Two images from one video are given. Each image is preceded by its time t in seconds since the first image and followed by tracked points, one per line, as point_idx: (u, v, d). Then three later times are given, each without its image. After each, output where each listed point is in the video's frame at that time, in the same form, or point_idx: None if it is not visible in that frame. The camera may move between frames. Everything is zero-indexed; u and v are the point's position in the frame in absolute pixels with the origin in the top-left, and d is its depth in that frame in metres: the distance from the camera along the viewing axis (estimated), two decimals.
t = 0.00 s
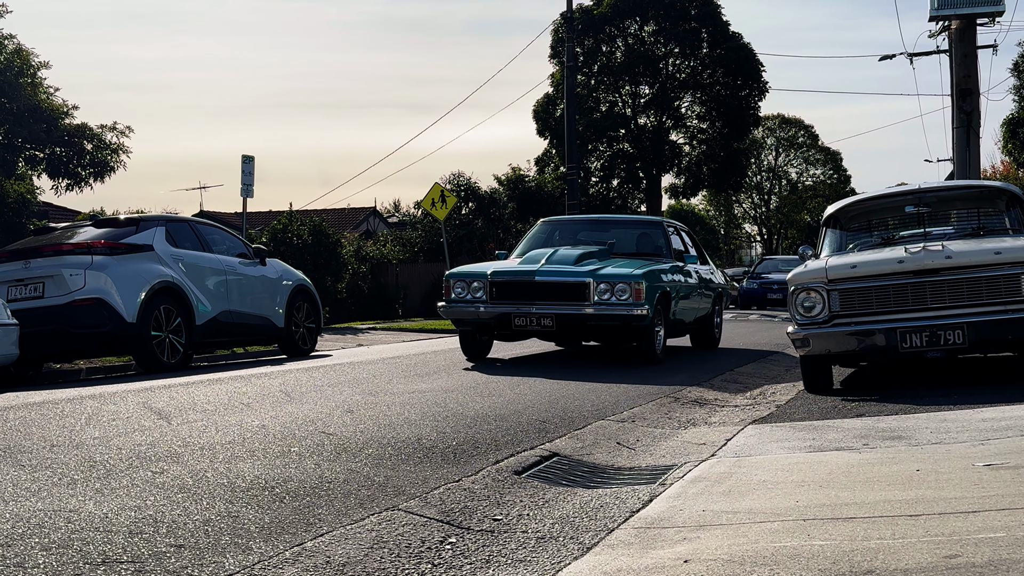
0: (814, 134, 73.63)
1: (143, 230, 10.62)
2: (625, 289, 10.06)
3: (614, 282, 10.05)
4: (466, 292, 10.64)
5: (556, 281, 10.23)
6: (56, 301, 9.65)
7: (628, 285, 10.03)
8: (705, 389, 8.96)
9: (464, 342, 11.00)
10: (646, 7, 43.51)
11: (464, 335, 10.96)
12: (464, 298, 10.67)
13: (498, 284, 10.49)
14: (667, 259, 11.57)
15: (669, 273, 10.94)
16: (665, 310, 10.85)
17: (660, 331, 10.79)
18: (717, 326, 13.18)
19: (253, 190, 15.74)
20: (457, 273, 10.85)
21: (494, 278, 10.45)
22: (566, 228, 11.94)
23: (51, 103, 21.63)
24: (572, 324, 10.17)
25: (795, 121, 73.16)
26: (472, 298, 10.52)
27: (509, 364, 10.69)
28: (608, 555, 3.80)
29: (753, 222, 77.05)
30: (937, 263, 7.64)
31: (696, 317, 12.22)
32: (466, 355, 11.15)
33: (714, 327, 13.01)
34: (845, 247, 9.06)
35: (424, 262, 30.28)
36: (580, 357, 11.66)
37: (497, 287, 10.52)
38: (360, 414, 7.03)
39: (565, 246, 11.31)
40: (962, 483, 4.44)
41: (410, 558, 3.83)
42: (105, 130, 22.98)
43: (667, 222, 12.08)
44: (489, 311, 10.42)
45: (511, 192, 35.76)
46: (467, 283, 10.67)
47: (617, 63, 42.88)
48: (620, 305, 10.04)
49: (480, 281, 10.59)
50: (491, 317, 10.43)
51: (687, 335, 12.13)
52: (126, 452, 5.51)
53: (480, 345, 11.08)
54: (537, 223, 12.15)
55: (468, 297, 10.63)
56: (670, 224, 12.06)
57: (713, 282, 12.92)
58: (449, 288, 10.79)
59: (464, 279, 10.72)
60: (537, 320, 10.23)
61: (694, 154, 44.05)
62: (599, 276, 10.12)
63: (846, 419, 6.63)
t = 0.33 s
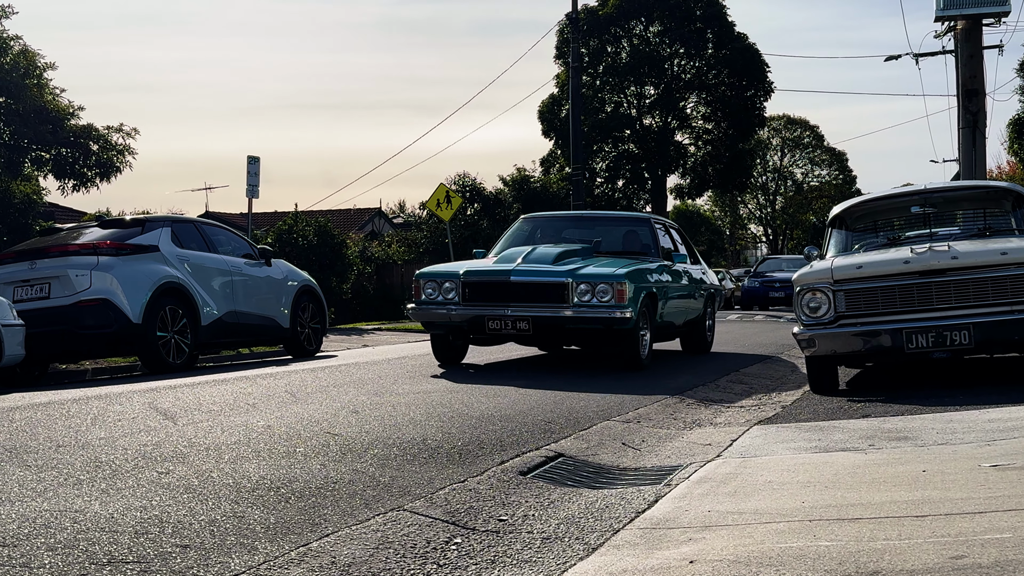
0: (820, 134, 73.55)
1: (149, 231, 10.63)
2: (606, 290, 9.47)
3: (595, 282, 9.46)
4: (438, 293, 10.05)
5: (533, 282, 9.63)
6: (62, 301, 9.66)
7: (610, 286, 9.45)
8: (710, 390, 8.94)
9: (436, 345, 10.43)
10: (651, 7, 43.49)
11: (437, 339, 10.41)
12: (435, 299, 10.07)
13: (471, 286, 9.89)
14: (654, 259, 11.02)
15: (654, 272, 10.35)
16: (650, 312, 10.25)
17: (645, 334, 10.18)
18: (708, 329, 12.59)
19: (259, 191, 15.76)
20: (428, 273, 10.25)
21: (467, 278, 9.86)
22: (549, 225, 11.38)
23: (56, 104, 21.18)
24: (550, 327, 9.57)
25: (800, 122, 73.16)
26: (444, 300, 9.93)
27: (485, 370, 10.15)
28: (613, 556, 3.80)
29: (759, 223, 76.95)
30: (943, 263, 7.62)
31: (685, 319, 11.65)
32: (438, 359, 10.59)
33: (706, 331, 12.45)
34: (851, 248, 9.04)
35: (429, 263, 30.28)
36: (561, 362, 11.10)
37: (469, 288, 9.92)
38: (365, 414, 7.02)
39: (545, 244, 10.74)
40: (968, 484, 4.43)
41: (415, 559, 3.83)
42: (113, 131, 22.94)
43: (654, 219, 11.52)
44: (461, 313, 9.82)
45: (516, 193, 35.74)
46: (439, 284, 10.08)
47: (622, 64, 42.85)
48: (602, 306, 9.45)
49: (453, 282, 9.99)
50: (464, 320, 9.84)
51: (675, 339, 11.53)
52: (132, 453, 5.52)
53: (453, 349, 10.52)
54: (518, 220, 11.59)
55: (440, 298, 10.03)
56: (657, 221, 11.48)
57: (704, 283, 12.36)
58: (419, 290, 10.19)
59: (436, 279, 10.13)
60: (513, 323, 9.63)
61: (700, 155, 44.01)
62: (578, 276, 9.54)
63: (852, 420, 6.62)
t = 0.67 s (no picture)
0: (825, 136, 73.56)
1: (155, 232, 10.65)
2: (584, 292, 8.72)
3: (571, 282, 8.71)
4: (403, 295, 9.28)
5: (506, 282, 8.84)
6: (67, 303, 9.68)
7: (587, 286, 8.70)
8: (716, 392, 8.92)
9: (403, 350, 9.71)
10: (656, 8, 43.54)
11: (403, 344, 9.71)
12: (400, 302, 9.30)
13: (438, 287, 9.11)
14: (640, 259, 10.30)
15: (637, 272, 9.60)
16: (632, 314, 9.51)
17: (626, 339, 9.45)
18: (698, 333, 12.04)
19: (264, 193, 15.78)
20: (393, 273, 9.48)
21: (434, 279, 9.09)
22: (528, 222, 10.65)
23: (63, 106, 21.13)
24: (523, 332, 8.81)
25: (806, 123, 73.16)
26: (409, 302, 9.16)
27: (456, 377, 9.51)
28: (618, 557, 3.79)
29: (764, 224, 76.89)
30: (949, 265, 7.62)
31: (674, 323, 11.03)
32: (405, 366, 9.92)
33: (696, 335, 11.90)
34: (856, 249, 9.00)
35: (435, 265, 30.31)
36: (539, 368, 10.46)
37: (437, 289, 9.14)
38: (370, 415, 7.03)
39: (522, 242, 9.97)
40: (974, 485, 4.41)
41: (419, 560, 3.82)
42: (118, 134, 22.94)
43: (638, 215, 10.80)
44: (428, 317, 9.05)
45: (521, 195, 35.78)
46: (405, 285, 9.30)
47: (627, 66, 42.87)
48: (579, 309, 8.69)
49: (419, 283, 9.21)
50: (430, 324, 9.07)
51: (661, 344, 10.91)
52: (138, 454, 5.53)
53: (421, 355, 9.84)
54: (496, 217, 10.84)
55: (406, 301, 9.26)
56: (643, 217, 10.76)
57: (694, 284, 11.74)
58: (383, 291, 9.42)
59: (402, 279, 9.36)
60: (483, 328, 8.85)
61: (705, 156, 43.84)
62: (554, 276, 8.77)
63: (857, 422, 6.60)
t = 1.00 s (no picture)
0: (831, 138, 73.46)
1: (161, 234, 10.66)
2: (557, 294, 8.02)
3: (544, 283, 7.99)
4: (361, 298, 8.52)
5: (472, 284, 8.11)
6: (74, 305, 9.69)
7: (561, 288, 7.99)
8: (722, 393, 8.90)
9: (364, 357, 9.04)
10: (662, 10, 43.56)
11: (366, 350, 9.02)
12: (359, 304, 8.54)
13: (400, 288, 8.36)
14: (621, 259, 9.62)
15: (617, 273, 8.91)
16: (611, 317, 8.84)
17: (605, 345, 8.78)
18: (688, 338, 11.51)
19: (270, 195, 15.80)
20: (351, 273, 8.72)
21: (395, 280, 8.34)
22: (504, 219, 9.91)
23: (68, 108, 21.19)
24: (491, 338, 8.09)
25: (812, 125, 73.11)
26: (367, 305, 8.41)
27: (423, 386, 8.86)
28: (623, 559, 3.79)
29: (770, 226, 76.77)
30: (955, 266, 7.61)
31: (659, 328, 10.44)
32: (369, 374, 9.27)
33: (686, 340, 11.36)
34: (863, 251, 8.98)
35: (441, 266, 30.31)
36: (517, 375, 9.84)
37: (397, 291, 8.39)
38: (375, 417, 7.03)
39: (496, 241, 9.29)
40: (981, 487, 4.40)
41: (425, 562, 3.82)
42: (125, 136, 22.98)
43: (620, 212, 10.13)
44: (388, 322, 8.30)
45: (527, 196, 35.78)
46: (364, 287, 8.54)
47: (633, 67, 42.89)
48: (552, 313, 7.98)
49: (379, 284, 8.46)
50: (391, 330, 8.32)
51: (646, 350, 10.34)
52: (143, 456, 5.53)
53: (387, 362, 9.17)
54: (470, 214, 10.08)
55: (365, 303, 8.50)
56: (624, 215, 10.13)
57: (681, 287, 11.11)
58: (340, 293, 8.66)
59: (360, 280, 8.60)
60: (448, 333, 8.12)
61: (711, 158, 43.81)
62: (525, 277, 8.05)
63: (863, 424, 6.58)
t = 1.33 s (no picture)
0: (837, 140, 73.34)
1: (167, 236, 10.69)
2: (523, 296, 7.35)
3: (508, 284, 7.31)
4: (312, 299, 7.82)
5: (431, 285, 7.42)
6: (80, 306, 9.70)
7: (526, 290, 7.32)
8: (727, 395, 8.89)
9: (317, 364, 8.39)
10: (667, 12, 43.57)
11: (319, 358, 8.40)
12: (309, 307, 7.85)
13: (353, 289, 7.66)
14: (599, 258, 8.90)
15: (591, 273, 8.19)
16: (587, 321, 8.14)
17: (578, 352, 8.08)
18: (675, 344, 10.74)
19: (276, 197, 15.83)
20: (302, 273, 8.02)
21: (347, 281, 7.64)
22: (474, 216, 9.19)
23: (75, 110, 21.20)
24: (450, 344, 7.39)
25: (818, 127, 73.03)
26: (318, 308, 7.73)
27: (381, 397, 8.18)
28: (628, 560, 3.79)
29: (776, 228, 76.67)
30: (962, 268, 7.59)
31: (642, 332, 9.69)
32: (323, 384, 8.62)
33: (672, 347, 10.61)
34: (869, 252, 8.96)
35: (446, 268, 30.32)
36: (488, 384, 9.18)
37: (350, 292, 7.68)
38: (381, 419, 7.02)
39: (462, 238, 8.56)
40: (987, 489, 4.39)
41: (430, 563, 3.82)
42: (132, 138, 23.00)
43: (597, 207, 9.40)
44: (340, 326, 7.60)
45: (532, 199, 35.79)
46: (315, 287, 7.84)
47: (639, 69, 42.91)
48: (518, 317, 7.31)
49: (331, 285, 7.75)
50: (343, 335, 7.62)
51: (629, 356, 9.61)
52: (149, 456, 5.54)
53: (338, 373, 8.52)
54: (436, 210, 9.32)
55: (316, 306, 7.81)
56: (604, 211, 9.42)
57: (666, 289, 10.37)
58: (289, 296, 7.97)
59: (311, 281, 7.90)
60: (403, 338, 7.42)
61: (716, 160, 43.63)
62: (488, 277, 7.36)
63: (869, 426, 6.56)
